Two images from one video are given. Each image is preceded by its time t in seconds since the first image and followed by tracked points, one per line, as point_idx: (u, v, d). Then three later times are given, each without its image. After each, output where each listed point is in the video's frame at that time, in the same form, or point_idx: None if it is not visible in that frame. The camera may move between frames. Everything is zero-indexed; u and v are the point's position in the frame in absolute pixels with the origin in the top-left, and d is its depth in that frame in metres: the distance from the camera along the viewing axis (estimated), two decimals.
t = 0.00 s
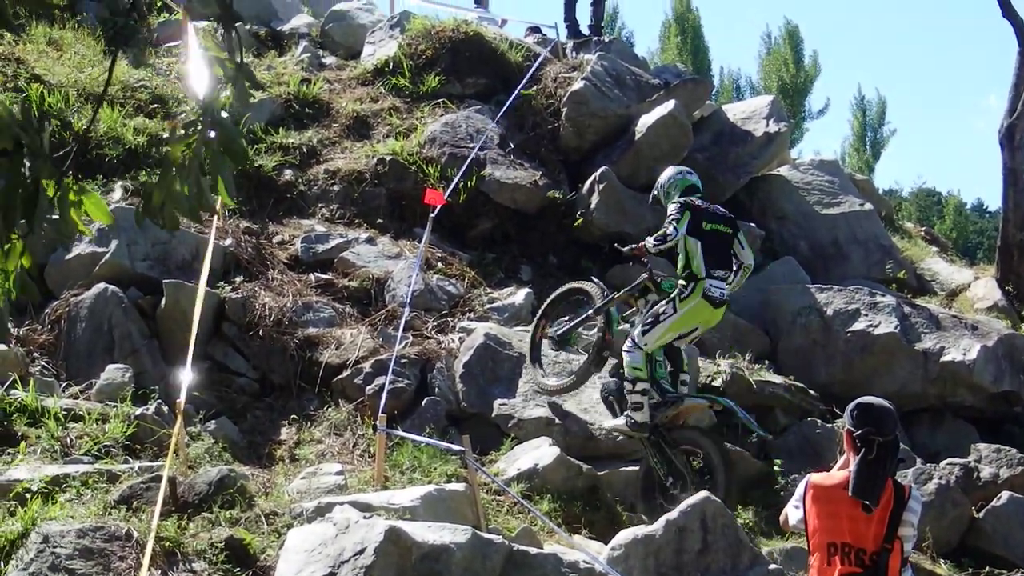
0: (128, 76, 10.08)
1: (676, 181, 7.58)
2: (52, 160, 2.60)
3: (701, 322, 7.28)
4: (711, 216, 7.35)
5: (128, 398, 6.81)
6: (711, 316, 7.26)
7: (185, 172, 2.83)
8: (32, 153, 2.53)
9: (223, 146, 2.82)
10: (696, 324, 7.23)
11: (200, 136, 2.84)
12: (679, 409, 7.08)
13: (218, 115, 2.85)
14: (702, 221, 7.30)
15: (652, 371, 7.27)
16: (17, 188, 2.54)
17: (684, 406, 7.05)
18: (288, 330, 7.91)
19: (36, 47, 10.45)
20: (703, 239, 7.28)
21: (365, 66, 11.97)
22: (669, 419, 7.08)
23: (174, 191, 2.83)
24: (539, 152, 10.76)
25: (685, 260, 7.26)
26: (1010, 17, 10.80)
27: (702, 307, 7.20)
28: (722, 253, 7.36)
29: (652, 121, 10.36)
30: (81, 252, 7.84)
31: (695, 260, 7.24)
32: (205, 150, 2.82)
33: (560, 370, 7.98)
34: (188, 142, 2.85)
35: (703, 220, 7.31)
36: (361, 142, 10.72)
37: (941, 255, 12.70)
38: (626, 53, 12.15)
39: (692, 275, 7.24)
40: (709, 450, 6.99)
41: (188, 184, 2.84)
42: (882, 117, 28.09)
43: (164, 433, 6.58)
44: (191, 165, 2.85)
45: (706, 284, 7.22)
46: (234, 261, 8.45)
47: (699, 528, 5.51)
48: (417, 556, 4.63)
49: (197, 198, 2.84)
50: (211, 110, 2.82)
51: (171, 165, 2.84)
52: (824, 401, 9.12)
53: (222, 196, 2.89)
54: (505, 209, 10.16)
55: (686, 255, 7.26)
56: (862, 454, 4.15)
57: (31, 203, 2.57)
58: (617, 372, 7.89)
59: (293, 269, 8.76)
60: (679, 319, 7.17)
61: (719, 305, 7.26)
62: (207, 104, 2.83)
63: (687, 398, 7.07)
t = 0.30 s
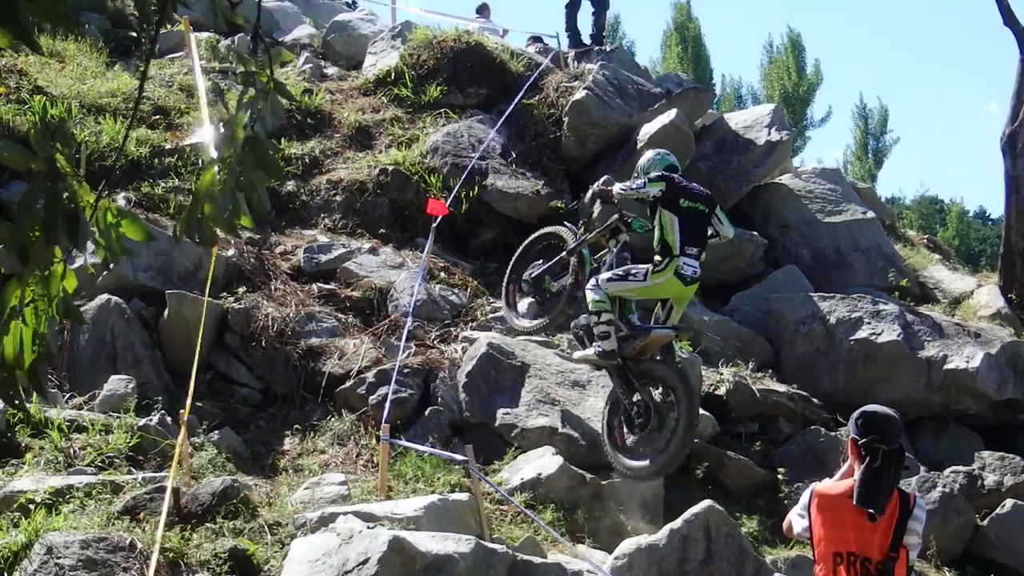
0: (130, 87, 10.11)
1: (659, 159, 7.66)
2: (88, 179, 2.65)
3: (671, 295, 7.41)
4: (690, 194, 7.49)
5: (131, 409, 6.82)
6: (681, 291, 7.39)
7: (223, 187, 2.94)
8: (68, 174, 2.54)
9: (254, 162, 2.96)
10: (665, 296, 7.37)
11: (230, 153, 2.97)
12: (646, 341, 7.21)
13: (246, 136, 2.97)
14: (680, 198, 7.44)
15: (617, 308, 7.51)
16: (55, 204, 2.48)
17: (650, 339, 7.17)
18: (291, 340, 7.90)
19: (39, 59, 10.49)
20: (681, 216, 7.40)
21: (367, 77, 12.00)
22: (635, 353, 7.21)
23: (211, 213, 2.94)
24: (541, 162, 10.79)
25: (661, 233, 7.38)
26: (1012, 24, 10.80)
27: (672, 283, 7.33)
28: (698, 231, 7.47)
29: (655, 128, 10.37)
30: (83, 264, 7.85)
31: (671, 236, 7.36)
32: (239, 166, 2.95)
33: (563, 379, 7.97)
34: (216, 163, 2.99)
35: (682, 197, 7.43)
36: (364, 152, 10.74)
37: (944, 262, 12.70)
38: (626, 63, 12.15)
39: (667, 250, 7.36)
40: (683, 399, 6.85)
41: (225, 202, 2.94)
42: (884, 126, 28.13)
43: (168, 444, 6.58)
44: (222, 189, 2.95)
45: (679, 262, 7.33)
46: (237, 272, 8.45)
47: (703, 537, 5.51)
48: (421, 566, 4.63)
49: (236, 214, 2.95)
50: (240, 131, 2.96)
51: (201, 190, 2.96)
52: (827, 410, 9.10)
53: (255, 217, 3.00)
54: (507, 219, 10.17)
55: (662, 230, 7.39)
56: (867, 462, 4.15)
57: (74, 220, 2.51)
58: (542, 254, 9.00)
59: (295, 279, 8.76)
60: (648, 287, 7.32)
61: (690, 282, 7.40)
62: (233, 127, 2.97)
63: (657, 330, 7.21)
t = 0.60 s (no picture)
0: (133, 100, 10.13)
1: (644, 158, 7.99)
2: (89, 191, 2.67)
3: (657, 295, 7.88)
4: (672, 200, 7.80)
5: (135, 421, 6.82)
6: (666, 292, 7.83)
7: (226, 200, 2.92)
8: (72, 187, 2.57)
9: (257, 173, 2.93)
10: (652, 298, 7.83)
11: (234, 164, 2.95)
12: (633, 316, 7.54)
13: (249, 147, 2.96)
14: (662, 206, 7.76)
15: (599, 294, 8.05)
16: (55, 217, 2.54)
17: (627, 322, 7.52)
18: (294, 352, 7.91)
19: (42, 72, 10.53)
20: (662, 223, 7.77)
21: (369, 88, 12.02)
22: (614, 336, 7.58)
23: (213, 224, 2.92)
24: (543, 172, 10.82)
25: (643, 240, 7.78)
26: (1013, 32, 10.81)
27: (657, 283, 7.76)
28: (679, 234, 7.85)
29: (657, 137, 10.42)
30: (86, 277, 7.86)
31: (653, 242, 7.76)
32: (242, 176, 2.92)
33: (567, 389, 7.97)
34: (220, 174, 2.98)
35: (663, 205, 7.77)
36: (366, 163, 10.75)
37: (947, 270, 12.69)
38: (628, 72, 12.15)
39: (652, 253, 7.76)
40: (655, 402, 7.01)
41: (226, 214, 2.91)
42: (887, 133, 28.14)
43: (172, 456, 6.58)
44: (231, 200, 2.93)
45: (663, 265, 7.75)
46: (240, 283, 8.46)
47: (708, 546, 5.50)
48: None
49: (238, 226, 2.92)
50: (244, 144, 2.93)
51: (205, 201, 2.95)
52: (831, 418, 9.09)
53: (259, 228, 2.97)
54: (510, 229, 10.19)
55: (644, 236, 7.78)
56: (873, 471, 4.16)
57: (73, 233, 2.56)
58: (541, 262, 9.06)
59: (298, 291, 8.77)
60: (632, 286, 7.81)
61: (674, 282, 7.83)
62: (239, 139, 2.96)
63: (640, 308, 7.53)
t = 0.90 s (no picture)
0: (137, 115, 10.16)
1: (606, 151, 8.04)
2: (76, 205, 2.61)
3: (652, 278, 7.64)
4: (633, 181, 7.68)
5: (141, 436, 6.82)
6: (657, 271, 7.59)
7: (214, 214, 2.79)
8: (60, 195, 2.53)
9: (246, 188, 2.80)
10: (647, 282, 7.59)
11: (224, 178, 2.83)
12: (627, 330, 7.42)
13: (241, 162, 2.83)
14: (623, 189, 7.65)
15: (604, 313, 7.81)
16: (39, 227, 2.45)
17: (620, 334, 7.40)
18: (300, 366, 7.93)
19: (46, 88, 10.57)
20: (631, 203, 7.62)
21: (373, 102, 12.04)
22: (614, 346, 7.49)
23: (199, 238, 2.78)
24: (548, 185, 10.84)
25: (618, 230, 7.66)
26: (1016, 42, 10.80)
27: (645, 264, 7.56)
28: (655, 211, 7.67)
29: (660, 150, 10.46)
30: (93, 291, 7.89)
31: (628, 226, 7.62)
32: (229, 191, 2.79)
33: (573, 403, 7.96)
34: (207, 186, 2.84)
35: (626, 186, 7.66)
36: (370, 177, 10.77)
37: (952, 280, 12.68)
38: (633, 84, 12.24)
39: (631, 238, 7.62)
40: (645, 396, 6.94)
41: (213, 226, 2.79)
42: (891, 145, 28.16)
43: (178, 471, 6.58)
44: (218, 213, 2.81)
45: (645, 243, 7.56)
46: (245, 298, 8.47)
47: (715, 559, 5.49)
48: None
49: (223, 240, 2.79)
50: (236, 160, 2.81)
51: (192, 214, 2.80)
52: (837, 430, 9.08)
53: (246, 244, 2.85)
54: (515, 242, 10.22)
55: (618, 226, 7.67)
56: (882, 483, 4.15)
57: (56, 245, 2.49)
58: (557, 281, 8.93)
59: (304, 305, 8.79)
60: (625, 277, 7.61)
61: (664, 257, 7.58)
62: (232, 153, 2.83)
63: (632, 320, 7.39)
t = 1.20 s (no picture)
0: (140, 131, 10.19)
1: (609, 127, 8.65)
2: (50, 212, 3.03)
3: (621, 244, 8.05)
4: (614, 149, 8.18)
5: (146, 452, 6.83)
6: (624, 236, 8.00)
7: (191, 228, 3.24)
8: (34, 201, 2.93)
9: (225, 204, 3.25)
10: (614, 246, 8.02)
11: (203, 195, 3.26)
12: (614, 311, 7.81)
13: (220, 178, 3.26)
14: (603, 156, 8.17)
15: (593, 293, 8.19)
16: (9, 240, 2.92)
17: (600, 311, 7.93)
18: (304, 382, 7.93)
19: (49, 105, 10.62)
20: (608, 169, 8.11)
21: (376, 117, 12.06)
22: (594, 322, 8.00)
23: (179, 250, 3.23)
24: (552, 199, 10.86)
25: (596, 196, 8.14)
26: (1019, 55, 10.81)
27: (615, 229, 7.99)
28: (632, 180, 8.11)
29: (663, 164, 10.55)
30: (97, 307, 7.91)
31: (603, 191, 8.09)
32: (210, 208, 3.24)
33: (578, 417, 7.92)
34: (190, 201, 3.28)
35: (609, 154, 8.16)
36: (374, 192, 10.79)
37: (956, 293, 12.67)
38: (635, 98, 12.29)
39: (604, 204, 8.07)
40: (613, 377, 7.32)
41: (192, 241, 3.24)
42: (895, 158, 28.18)
43: (182, 487, 6.58)
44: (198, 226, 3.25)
45: (615, 209, 8.00)
46: (249, 313, 8.48)
47: (720, 572, 5.48)
48: None
49: (202, 253, 3.25)
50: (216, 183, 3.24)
51: (172, 227, 3.24)
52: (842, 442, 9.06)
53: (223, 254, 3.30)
54: (519, 255, 10.25)
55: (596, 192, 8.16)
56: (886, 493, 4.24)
57: (23, 251, 2.94)
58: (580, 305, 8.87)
59: (308, 319, 8.80)
60: (598, 245, 8.06)
61: (633, 223, 7.98)
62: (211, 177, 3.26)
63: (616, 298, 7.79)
